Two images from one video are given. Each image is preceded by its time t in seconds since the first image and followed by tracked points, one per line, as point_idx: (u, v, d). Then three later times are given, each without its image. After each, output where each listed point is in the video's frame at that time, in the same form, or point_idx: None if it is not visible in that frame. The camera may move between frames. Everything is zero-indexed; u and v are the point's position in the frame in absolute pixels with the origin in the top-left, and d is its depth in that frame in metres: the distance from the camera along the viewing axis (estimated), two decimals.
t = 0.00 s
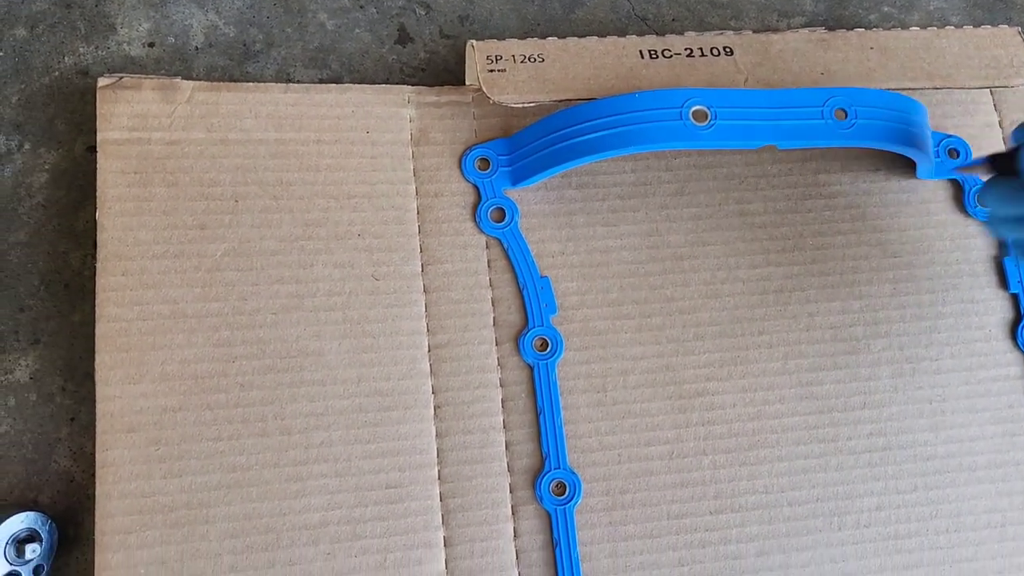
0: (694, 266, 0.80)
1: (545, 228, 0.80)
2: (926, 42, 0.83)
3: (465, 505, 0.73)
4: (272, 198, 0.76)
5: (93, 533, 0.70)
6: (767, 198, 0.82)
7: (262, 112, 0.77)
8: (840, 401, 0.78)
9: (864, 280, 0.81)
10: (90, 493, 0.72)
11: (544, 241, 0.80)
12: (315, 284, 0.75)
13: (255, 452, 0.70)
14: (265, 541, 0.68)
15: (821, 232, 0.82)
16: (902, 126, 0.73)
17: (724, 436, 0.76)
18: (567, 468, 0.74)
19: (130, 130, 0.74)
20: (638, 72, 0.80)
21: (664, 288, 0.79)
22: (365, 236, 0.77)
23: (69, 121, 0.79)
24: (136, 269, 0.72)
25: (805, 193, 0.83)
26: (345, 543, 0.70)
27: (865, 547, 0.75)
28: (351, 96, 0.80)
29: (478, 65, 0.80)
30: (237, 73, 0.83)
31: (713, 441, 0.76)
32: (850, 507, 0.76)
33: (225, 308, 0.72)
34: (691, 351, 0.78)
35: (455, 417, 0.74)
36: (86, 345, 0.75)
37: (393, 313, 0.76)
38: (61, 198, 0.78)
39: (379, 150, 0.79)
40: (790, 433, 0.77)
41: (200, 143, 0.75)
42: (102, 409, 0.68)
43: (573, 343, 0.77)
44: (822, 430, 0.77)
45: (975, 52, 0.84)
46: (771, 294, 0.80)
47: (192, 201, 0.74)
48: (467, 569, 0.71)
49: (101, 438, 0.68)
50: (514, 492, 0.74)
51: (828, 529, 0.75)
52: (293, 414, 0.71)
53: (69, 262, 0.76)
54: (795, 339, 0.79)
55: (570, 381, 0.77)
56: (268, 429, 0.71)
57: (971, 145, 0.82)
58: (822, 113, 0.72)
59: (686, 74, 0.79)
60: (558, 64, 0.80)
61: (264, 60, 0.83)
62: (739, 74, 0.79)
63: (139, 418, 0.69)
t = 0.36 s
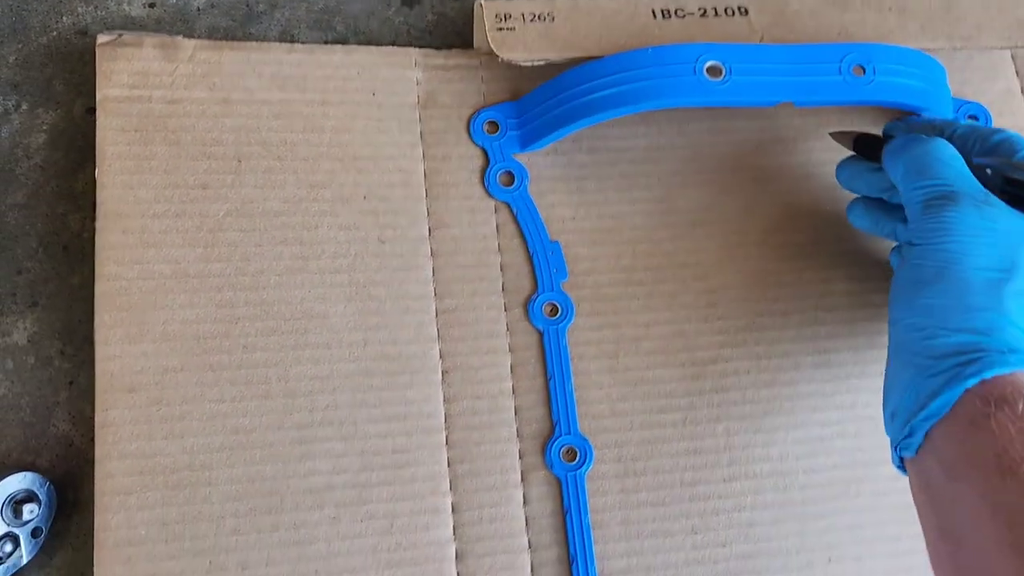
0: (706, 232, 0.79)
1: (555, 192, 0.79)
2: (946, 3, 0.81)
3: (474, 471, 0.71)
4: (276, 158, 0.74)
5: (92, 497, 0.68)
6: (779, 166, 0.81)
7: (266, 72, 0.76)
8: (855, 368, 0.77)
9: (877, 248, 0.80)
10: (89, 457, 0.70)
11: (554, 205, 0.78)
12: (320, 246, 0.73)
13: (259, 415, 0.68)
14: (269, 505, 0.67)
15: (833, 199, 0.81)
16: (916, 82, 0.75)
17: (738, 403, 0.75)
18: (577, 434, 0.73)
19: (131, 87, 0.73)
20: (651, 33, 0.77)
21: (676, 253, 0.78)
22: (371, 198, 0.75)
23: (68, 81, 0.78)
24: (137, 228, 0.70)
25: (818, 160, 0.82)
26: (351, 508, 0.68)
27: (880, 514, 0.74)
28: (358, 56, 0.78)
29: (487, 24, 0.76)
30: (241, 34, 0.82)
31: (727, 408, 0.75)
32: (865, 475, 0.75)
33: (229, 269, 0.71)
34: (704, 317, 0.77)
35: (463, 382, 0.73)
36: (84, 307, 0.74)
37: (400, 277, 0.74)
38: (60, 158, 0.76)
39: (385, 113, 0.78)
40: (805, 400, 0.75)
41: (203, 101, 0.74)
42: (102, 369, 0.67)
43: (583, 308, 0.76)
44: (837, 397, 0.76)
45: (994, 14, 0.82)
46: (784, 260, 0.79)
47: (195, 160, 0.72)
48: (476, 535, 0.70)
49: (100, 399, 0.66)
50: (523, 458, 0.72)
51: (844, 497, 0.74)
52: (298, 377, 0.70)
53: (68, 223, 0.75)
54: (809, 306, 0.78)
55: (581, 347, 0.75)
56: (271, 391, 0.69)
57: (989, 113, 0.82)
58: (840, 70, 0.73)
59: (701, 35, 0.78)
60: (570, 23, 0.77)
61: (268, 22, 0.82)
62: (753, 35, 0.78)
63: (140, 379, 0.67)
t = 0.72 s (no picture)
0: (716, 212, 0.79)
1: (565, 172, 0.78)
2: None
3: (482, 449, 0.71)
4: (286, 136, 0.74)
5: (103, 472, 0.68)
6: (790, 145, 0.81)
7: (277, 49, 0.76)
8: (864, 349, 0.76)
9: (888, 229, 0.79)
10: (99, 433, 0.70)
11: (563, 184, 0.78)
12: (330, 223, 0.73)
13: (269, 391, 0.68)
14: (279, 480, 0.67)
15: (844, 180, 0.80)
16: (928, 62, 0.74)
17: (747, 384, 0.75)
18: (586, 412, 0.73)
19: (142, 64, 0.73)
20: (660, 11, 0.76)
21: (686, 234, 0.78)
22: (381, 176, 0.75)
23: (79, 57, 0.78)
24: (148, 204, 0.70)
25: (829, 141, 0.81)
26: (360, 484, 0.68)
27: (889, 496, 0.74)
28: (367, 34, 0.78)
29: None
30: (251, 11, 0.81)
31: (736, 388, 0.74)
32: (874, 457, 0.75)
33: (239, 246, 0.71)
34: (713, 297, 0.77)
35: (472, 360, 0.73)
36: (95, 283, 0.74)
37: (409, 255, 0.74)
38: (70, 135, 0.76)
39: (395, 91, 0.77)
40: (815, 381, 0.75)
41: (214, 78, 0.74)
42: (114, 344, 0.67)
43: (592, 287, 0.76)
44: (847, 379, 0.76)
45: None
46: (794, 241, 0.79)
47: (206, 137, 0.72)
48: (485, 513, 0.70)
49: (111, 373, 0.66)
50: (532, 437, 0.72)
51: (852, 478, 0.74)
52: (308, 353, 0.70)
53: (78, 200, 0.75)
54: (818, 287, 0.78)
55: (590, 326, 0.75)
56: (281, 367, 0.69)
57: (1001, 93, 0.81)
58: (851, 49, 0.73)
59: (711, 13, 0.77)
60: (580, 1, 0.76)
61: None
62: (765, 14, 0.77)
63: (151, 354, 0.67)
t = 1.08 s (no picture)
0: (728, 211, 0.79)
1: (576, 170, 0.78)
2: None
3: (492, 447, 0.71)
4: (298, 132, 0.74)
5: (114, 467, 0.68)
6: (801, 145, 0.81)
7: (289, 45, 0.76)
8: (875, 349, 0.76)
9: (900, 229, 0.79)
10: (110, 427, 0.70)
11: (574, 182, 0.78)
12: (341, 220, 0.73)
13: (280, 387, 0.68)
14: (289, 476, 0.67)
15: (856, 180, 0.80)
16: (942, 61, 0.74)
17: (758, 383, 0.75)
18: (596, 411, 0.73)
19: (155, 59, 0.73)
20: (672, 10, 0.76)
21: (697, 233, 0.78)
22: (392, 173, 0.75)
23: (90, 52, 0.78)
24: (160, 199, 0.70)
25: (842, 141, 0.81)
26: (370, 481, 0.68)
27: (899, 496, 0.74)
28: (379, 31, 0.78)
29: None
30: (262, 7, 0.81)
31: (747, 388, 0.74)
32: (885, 457, 0.74)
33: (251, 242, 0.71)
34: (724, 297, 0.76)
35: (483, 357, 0.73)
36: (106, 278, 0.74)
37: (420, 252, 0.74)
38: (82, 129, 0.76)
39: (407, 88, 0.77)
40: (826, 381, 0.75)
41: (227, 74, 0.74)
42: (125, 338, 0.67)
43: (603, 286, 0.76)
44: (858, 379, 0.75)
45: None
46: (806, 241, 0.78)
47: (218, 133, 0.72)
48: (495, 511, 0.70)
49: (123, 368, 0.66)
50: (542, 435, 0.72)
51: (863, 478, 0.74)
52: (319, 350, 0.70)
53: (90, 194, 0.75)
54: (830, 287, 0.77)
55: (600, 324, 0.75)
56: (292, 363, 0.69)
57: (1014, 93, 0.81)
58: (865, 48, 0.73)
59: (723, 12, 0.77)
60: None
61: None
62: (778, 13, 0.77)
63: (163, 349, 0.67)
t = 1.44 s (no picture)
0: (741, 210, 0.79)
1: (590, 167, 0.78)
2: None
3: (504, 442, 0.72)
4: (314, 126, 0.74)
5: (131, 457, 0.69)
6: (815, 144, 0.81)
7: (305, 38, 0.76)
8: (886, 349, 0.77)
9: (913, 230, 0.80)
10: (127, 419, 0.71)
11: (588, 179, 0.78)
12: (357, 214, 0.73)
13: (294, 379, 0.69)
14: (303, 468, 0.67)
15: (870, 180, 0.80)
16: (958, 64, 0.74)
17: (768, 381, 0.75)
18: (608, 407, 0.73)
19: (172, 51, 0.73)
20: (689, 7, 0.76)
21: (710, 231, 0.78)
22: (407, 168, 0.75)
23: (109, 45, 0.79)
24: (177, 191, 0.70)
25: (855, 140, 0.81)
26: (383, 474, 0.69)
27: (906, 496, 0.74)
28: (395, 25, 0.78)
29: None
30: None
31: (758, 386, 0.75)
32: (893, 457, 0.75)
33: (266, 235, 0.71)
34: (737, 295, 0.77)
35: (495, 353, 0.73)
36: (124, 270, 0.75)
37: (434, 248, 0.74)
38: (100, 122, 0.77)
39: (422, 83, 0.77)
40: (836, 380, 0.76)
41: (243, 67, 0.74)
42: (142, 330, 0.67)
43: (616, 283, 0.76)
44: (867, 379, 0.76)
45: None
46: (818, 240, 0.79)
47: (234, 126, 0.73)
48: (506, 505, 0.71)
49: (139, 359, 0.67)
50: (553, 430, 0.73)
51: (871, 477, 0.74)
52: (333, 343, 0.70)
53: (107, 187, 0.76)
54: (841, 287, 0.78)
55: (612, 321, 0.75)
56: (307, 357, 0.69)
57: None
58: (881, 49, 0.72)
59: (740, 10, 0.77)
60: None
61: None
62: (795, 11, 0.77)
63: (179, 340, 0.68)
